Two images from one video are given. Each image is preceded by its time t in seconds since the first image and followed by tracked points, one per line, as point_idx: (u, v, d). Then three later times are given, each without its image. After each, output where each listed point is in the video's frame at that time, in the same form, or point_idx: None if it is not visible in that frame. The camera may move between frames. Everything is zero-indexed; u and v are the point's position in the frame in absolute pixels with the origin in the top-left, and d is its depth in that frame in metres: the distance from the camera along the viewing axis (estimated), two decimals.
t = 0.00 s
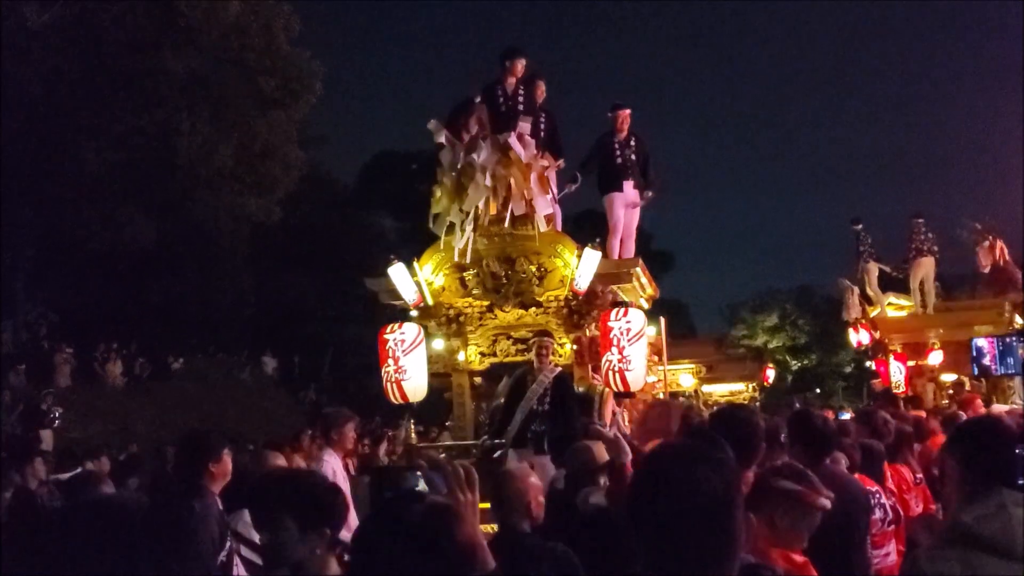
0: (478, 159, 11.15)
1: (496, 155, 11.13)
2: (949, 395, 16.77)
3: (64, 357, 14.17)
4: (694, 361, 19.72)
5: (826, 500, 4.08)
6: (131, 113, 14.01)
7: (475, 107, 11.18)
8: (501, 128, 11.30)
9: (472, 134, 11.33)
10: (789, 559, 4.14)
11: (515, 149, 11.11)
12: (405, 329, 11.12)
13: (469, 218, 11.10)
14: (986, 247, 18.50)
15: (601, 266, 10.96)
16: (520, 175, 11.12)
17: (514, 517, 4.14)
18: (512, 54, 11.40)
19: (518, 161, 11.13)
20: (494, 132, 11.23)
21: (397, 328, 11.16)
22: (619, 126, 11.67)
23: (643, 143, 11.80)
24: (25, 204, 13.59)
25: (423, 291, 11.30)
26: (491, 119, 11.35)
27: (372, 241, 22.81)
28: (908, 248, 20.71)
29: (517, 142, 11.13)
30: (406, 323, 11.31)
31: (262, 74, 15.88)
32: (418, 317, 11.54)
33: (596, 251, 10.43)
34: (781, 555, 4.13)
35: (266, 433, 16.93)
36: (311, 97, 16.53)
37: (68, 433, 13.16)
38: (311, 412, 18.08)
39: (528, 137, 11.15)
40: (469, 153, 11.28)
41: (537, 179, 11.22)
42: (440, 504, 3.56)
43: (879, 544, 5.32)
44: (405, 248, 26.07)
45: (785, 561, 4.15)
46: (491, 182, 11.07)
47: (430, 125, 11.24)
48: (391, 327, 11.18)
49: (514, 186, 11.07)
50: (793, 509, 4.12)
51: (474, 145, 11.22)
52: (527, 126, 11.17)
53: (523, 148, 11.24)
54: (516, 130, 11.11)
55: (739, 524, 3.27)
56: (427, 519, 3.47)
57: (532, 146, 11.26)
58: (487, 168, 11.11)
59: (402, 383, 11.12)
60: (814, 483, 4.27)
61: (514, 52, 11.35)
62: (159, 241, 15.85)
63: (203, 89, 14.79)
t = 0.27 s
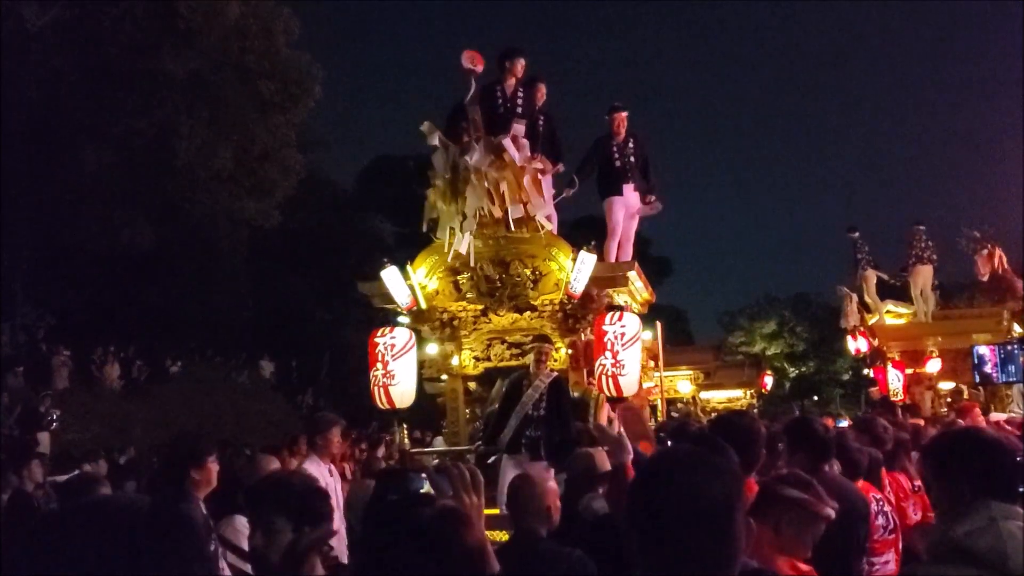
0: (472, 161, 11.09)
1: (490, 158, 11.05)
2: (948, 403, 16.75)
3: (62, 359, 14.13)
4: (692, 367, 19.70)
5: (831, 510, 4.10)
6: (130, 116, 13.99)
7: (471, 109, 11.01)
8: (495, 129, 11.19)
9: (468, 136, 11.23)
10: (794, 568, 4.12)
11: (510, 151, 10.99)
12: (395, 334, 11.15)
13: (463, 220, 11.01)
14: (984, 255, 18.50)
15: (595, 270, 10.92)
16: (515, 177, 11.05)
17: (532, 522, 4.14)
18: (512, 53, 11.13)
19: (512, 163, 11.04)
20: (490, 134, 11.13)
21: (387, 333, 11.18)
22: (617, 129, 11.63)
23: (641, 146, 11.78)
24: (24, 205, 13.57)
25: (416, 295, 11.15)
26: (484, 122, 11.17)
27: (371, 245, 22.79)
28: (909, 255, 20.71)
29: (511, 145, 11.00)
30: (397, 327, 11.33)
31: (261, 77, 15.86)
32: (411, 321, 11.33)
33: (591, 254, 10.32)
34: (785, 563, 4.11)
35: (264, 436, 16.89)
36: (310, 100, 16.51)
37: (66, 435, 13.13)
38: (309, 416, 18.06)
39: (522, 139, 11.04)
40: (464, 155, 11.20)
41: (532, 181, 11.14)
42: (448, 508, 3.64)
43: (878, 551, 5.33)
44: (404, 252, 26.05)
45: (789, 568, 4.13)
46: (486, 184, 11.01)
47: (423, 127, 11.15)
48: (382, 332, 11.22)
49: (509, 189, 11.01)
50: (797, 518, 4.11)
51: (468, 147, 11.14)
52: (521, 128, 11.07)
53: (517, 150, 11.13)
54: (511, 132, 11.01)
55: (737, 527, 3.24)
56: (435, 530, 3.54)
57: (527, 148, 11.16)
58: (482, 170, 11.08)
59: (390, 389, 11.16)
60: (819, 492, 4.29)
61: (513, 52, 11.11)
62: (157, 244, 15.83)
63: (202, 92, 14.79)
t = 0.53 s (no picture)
0: (464, 166, 11.08)
1: (482, 163, 11.05)
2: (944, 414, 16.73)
3: (59, 365, 14.14)
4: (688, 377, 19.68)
5: (834, 525, 4.19)
6: (128, 122, 14.01)
7: (463, 114, 10.95)
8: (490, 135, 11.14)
9: (460, 140, 11.18)
10: None
11: (502, 156, 10.98)
12: (389, 340, 10.95)
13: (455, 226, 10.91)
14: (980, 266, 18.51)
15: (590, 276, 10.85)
16: (506, 183, 11.03)
17: (520, 534, 4.16)
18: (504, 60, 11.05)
19: (503, 168, 11.03)
20: (482, 138, 11.08)
21: (381, 339, 10.98)
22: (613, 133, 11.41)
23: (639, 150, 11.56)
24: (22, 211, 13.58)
25: (408, 301, 11.16)
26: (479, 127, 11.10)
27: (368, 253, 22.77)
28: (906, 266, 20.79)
29: (504, 150, 10.96)
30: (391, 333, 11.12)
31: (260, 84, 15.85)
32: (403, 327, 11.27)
33: (585, 261, 10.34)
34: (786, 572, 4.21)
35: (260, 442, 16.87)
36: (309, 106, 16.50)
37: (61, 441, 13.12)
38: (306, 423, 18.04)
39: (515, 145, 10.99)
40: (455, 161, 11.21)
41: (524, 186, 11.10)
42: (450, 513, 3.86)
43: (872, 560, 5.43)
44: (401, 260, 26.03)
45: None
46: (477, 190, 10.98)
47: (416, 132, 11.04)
48: (375, 338, 10.98)
49: (499, 194, 10.97)
50: (804, 530, 4.19)
51: (460, 152, 11.15)
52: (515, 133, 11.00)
53: (509, 155, 11.09)
54: (504, 137, 10.93)
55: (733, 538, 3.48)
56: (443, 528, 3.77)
57: (519, 154, 11.12)
58: (474, 176, 11.04)
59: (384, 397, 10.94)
60: (821, 505, 4.40)
61: (506, 57, 10.99)
62: (155, 249, 15.84)
63: (201, 99, 14.80)
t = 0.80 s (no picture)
0: (451, 173, 10.89)
1: (467, 170, 10.85)
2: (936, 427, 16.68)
3: (46, 375, 14.01)
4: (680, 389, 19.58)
5: (818, 526, 4.19)
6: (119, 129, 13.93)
7: (448, 120, 10.72)
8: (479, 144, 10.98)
9: (447, 147, 10.97)
10: None
11: (489, 163, 10.85)
12: (374, 350, 10.81)
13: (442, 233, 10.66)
14: (970, 279, 18.50)
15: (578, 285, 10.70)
16: (492, 190, 10.81)
17: (500, 535, 4.43)
18: (487, 66, 10.97)
19: (489, 176, 10.85)
20: (469, 146, 10.90)
21: (366, 349, 10.83)
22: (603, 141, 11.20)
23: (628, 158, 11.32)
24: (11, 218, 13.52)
25: (394, 310, 10.87)
26: (465, 133, 10.90)
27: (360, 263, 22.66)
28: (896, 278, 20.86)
29: (490, 156, 10.85)
30: (377, 343, 10.94)
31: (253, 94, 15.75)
32: (390, 338, 11.00)
33: (575, 269, 10.11)
34: None
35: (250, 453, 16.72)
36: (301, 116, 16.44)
37: (49, 451, 12.97)
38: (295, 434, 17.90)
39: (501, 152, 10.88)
40: (441, 168, 10.99)
41: (512, 194, 10.88)
42: (442, 526, 3.72)
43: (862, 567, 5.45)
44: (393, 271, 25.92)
45: None
46: (464, 197, 10.81)
47: (401, 138, 10.83)
48: (360, 348, 10.85)
49: (485, 201, 10.77)
50: (788, 535, 4.17)
51: (445, 159, 10.94)
52: (503, 141, 10.94)
53: (497, 163, 11.03)
54: (491, 144, 10.86)
55: (725, 545, 3.50)
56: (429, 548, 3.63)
57: (505, 162, 11.02)
58: (460, 183, 10.85)
59: (369, 407, 10.83)
60: (807, 509, 4.38)
61: (490, 63, 10.89)
62: (145, 258, 15.75)
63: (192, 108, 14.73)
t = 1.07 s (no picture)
0: (445, 177, 10.59)
1: (463, 174, 10.58)
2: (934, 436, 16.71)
3: (45, 381, 14.01)
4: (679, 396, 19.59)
5: (804, 527, 4.24)
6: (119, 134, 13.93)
7: (442, 123, 10.55)
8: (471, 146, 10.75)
9: (441, 151, 10.76)
10: None
11: (484, 167, 10.54)
12: (368, 357, 10.72)
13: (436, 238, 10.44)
14: (969, 287, 18.56)
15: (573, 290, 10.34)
16: (488, 194, 10.52)
17: (500, 545, 4.50)
18: (479, 69, 10.75)
19: (485, 180, 10.56)
20: (463, 149, 10.65)
21: (360, 356, 10.75)
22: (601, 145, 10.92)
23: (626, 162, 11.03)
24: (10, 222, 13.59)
25: (387, 317, 10.63)
26: (458, 137, 10.72)
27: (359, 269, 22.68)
28: (895, 287, 20.85)
29: (486, 160, 10.56)
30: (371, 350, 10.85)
31: (252, 99, 15.79)
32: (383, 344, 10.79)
33: (569, 274, 9.91)
34: None
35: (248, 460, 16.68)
36: (301, 123, 16.44)
37: (47, 458, 12.95)
38: (294, 440, 17.90)
39: (497, 155, 10.60)
40: (436, 172, 10.70)
41: (507, 198, 10.60)
42: (445, 533, 3.62)
43: None
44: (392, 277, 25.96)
45: None
46: (459, 202, 10.50)
47: (394, 142, 10.61)
48: (354, 354, 10.76)
49: (482, 205, 10.46)
50: (776, 537, 4.23)
51: (440, 163, 10.66)
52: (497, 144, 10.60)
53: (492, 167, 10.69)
54: (486, 148, 10.55)
55: (726, 552, 3.47)
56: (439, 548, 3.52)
57: (502, 165, 10.73)
58: (455, 188, 10.54)
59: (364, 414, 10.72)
60: (794, 509, 4.40)
61: (481, 65, 10.74)
62: (144, 263, 15.76)
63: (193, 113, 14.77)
